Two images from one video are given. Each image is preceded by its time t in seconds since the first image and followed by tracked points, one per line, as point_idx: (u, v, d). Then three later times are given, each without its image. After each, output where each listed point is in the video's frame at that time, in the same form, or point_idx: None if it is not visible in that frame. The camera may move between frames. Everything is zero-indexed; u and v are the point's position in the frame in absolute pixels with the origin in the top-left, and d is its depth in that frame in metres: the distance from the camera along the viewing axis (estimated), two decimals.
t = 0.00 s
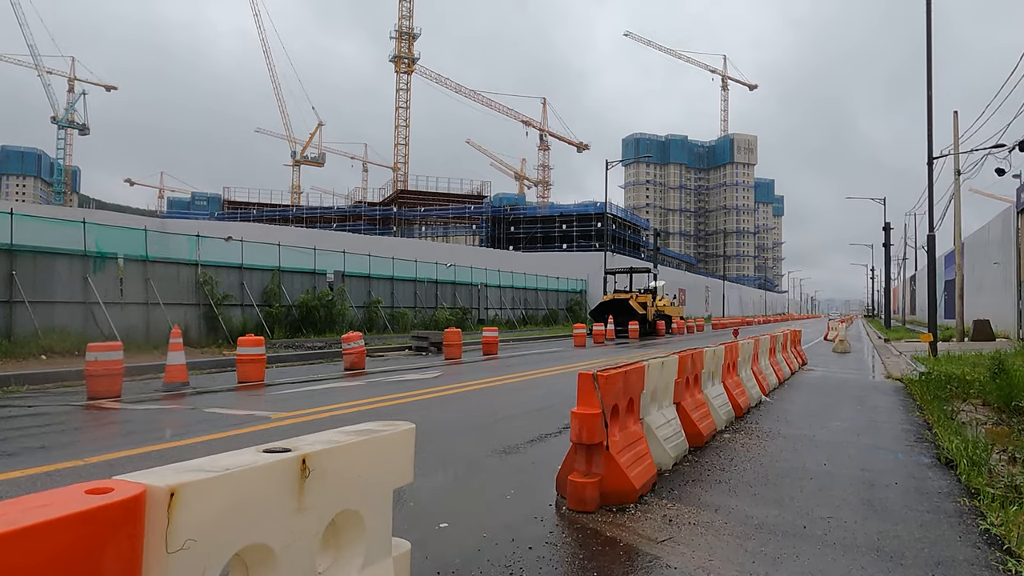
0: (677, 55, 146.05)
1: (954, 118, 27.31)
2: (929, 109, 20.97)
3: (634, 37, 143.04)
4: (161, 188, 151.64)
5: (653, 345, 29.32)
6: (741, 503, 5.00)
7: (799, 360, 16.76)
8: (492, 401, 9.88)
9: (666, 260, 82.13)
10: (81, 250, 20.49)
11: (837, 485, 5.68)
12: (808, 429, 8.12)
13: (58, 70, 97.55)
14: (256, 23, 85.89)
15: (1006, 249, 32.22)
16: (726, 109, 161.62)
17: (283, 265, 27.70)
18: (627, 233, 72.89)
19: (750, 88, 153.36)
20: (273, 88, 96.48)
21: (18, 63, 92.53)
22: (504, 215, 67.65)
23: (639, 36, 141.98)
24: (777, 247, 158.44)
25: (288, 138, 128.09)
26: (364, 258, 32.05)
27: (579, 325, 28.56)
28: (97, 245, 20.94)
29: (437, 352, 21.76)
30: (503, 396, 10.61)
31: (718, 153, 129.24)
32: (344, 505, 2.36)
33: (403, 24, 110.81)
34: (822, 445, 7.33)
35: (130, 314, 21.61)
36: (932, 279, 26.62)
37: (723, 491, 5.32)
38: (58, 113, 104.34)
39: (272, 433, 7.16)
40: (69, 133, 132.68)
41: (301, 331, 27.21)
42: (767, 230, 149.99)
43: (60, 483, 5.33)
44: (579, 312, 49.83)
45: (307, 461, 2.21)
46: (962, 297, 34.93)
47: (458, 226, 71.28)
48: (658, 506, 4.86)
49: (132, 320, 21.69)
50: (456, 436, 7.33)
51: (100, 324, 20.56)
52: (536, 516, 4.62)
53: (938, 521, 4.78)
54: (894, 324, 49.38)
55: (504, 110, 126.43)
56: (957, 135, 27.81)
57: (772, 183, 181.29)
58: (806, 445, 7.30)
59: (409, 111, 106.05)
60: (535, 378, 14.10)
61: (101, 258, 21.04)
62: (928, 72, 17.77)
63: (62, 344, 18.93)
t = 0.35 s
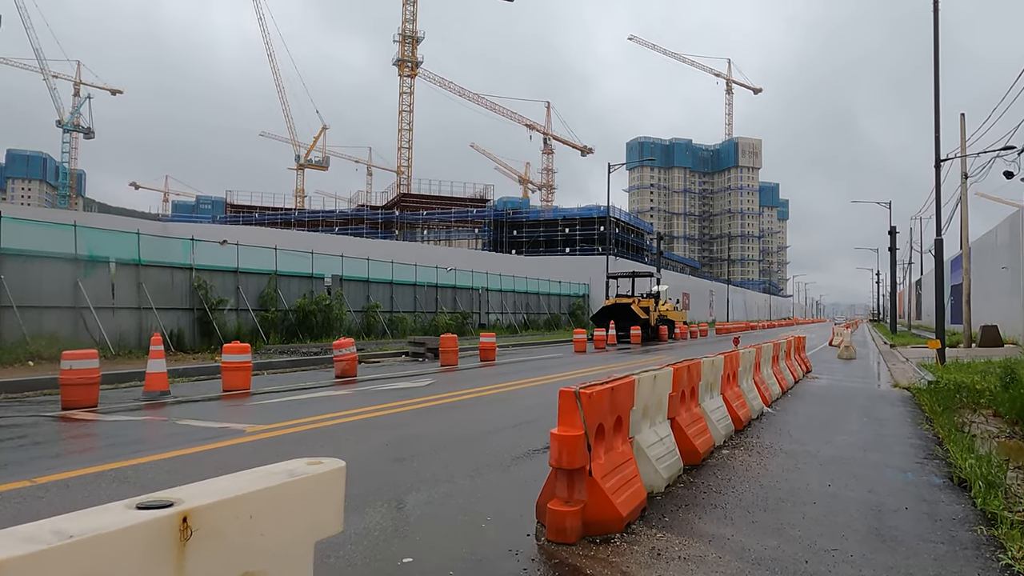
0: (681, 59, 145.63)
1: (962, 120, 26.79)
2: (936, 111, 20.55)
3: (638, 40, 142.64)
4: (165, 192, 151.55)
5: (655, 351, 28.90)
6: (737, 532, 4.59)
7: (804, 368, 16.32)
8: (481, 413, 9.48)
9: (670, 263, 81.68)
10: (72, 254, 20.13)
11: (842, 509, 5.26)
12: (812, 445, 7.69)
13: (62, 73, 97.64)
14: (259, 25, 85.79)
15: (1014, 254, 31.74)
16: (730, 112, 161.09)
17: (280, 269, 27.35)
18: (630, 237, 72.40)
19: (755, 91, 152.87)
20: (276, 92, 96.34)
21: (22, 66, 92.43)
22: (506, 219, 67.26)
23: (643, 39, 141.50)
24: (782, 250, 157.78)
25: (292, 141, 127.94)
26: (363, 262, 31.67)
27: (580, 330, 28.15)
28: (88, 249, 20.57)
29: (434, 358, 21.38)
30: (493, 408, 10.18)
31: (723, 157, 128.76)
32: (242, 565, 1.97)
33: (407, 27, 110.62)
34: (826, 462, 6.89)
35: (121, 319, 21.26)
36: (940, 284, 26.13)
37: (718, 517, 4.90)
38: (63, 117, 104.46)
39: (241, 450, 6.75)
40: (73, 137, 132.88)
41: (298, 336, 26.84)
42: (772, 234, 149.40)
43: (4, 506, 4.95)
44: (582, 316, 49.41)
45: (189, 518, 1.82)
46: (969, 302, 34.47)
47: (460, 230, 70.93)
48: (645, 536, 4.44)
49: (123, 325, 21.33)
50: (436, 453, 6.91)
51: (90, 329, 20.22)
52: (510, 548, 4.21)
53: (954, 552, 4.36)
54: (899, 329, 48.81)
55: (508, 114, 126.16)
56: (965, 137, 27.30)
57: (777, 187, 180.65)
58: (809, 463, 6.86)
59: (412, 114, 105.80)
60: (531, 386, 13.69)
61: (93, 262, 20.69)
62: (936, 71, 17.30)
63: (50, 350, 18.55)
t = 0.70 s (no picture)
0: (681, 66, 145.57)
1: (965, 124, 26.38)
2: (939, 115, 20.17)
3: (638, 48, 142.64)
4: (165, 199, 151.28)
5: (654, 359, 28.44)
6: (732, 558, 4.16)
7: (805, 376, 15.87)
8: (467, 424, 9.08)
9: (670, 271, 81.25)
10: (58, 260, 19.71)
11: (848, 532, 4.82)
12: (814, 459, 7.26)
13: (62, 80, 97.58)
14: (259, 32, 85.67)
15: (1018, 261, 31.29)
16: (730, 120, 160.93)
17: (272, 275, 26.94)
18: (629, 245, 72.00)
19: (755, 100, 152.99)
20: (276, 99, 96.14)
21: (21, 74, 92.18)
22: (505, 226, 66.90)
23: (643, 47, 141.45)
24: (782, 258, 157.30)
25: (292, 149, 127.74)
26: (358, 269, 31.27)
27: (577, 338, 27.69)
28: (74, 255, 20.15)
29: (427, 367, 20.96)
30: (480, 418, 9.75)
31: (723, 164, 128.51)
32: None
33: (407, 35, 110.52)
34: (829, 478, 6.46)
35: (108, 327, 20.83)
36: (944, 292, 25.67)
37: (711, 541, 4.47)
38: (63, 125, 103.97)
39: (204, 464, 6.33)
40: (73, 145, 132.74)
41: (290, 344, 26.41)
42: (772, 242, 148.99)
43: None
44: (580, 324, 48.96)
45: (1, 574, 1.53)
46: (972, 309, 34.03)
47: (459, 237, 70.55)
48: (629, 564, 4.02)
49: (110, 332, 20.92)
50: (414, 467, 6.48)
51: (75, 337, 19.80)
52: None
53: None
54: (901, 337, 48.33)
55: (508, 121, 125.92)
56: (968, 142, 26.87)
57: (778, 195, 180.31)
58: (811, 478, 6.43)
59: (411, 122, 105.58)
60: (523, 395, 13.27)
61: (79, 269, 20.28)
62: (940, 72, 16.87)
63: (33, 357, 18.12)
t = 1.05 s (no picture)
0: (680, 75, 145.65)
1: (965, 130, 26.07)
2: (940, 121, 19.84)
3: (636, 57, 142.89)
4: (166, 208, 151.26)
5: (651, 368, 28.02)
6: None
7: (804, 386, 15.45)
8: (448, 438, 8.67)
9: (669, 279, 80.89)
10: (43, 268, 19.35)
11: (848, 560, 4.43)
12: (813, 476, 6.84)
13: (61, 90, 97.57)
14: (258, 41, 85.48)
15: (1020, 268, 30.92)
16: (730, 129, 160.89)
17: (264, 284, 26.56)
18: (628, 252, 71.61)
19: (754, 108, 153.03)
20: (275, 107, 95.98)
21: (21, 84, 92.01)
22: (503, 234, 66.58)
23: (642, 57, 141.40)
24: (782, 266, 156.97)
25: (291, 158, 127.65)
26: (352, 277, 30.89)
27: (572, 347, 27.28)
28: (59, 263, 19.79)
29: (419, 376, 20.59)
30: (464, 431, 9.36)
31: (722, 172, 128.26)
32: None
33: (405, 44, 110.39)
34: (828, 497, 6.06)
35: (94, 336, 20.43)
36: (947, 300, 25.28)
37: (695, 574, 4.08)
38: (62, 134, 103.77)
39: (162, 483, 5.96)
40: (73, 153, 132.62)
41: (282, 353, 26.00)
42: (772, 250, 148.71)
43: None
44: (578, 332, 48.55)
45: None
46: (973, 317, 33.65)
47: (456, 245, 70.33)
48: None
49: (96, 341, 20.50)
50: (385, 486, 6.08)
51: (60, 346, 19.41)
52: None
53: None
54: (902, 345, 47.85)
55: (507, 130, 125.82)
56: (968, 148, 26.54)
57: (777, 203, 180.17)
58: (809, 498, 6.02)
59: (410, 130, 105.37)
60: (512, 407, 12.86)
61: (65, 277, 19.92)
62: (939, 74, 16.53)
63: (16, 367, 17.71)
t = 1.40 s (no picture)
0: (677, 83, 145.66)
1: (962, 136, 25.75)
2: (936, 126, 19.51)
3: (633, 64, 142.95)
4: (163, 215, 150.58)
5: (645, 377, 27.61)
6: None
7: (797, 396, 15.05)
8: (423, 453, 8.25)
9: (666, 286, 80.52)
10: (21, 275, 18.93)
11: None
12: (803, 495, 6.44)
13: (57, 96, 97.11)
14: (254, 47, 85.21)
15: (1017, 276, 30.58)
16: (727, 136, 160.81)
17: (251, 291, 26.15)
18: (624, 259, 71.24)
19: (751, 115, 152.99)
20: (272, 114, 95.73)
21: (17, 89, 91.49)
22: (498, 241, 66.22)
23: (640, 65, 141.49)
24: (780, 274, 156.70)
25: (288, 164, 127.30)
26: (342, 284, 30.47)
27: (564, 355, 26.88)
28: (39, 269, 19.37)
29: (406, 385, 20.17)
30: (440, 445, 8.94)
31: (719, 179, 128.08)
32: None
33: (402, 52, 110.22)
34: (818, 519, 5.66)
35: (74, 344, 19.99)
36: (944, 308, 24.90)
37: None
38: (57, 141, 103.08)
39: (102, 504, 5.54)
40: (70, 160, 132.42)
41: (269, 361, 25.57)
42: (769, 257, 148.47)
43: None
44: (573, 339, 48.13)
45: None
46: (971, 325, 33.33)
47: (452, 252, 69.93)
48: None
49: (77, 350, 20.06)
50: (344, 507, 5.66)
51: (39, 354, 18.97)
52: None
53: None
54: (899, 352, 47.44)
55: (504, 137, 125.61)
56: (965, 154, 26.23)
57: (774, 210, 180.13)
58: (798, 521, 5.61)
59: (407, 137, 105.06)
60: (497, 418, 12.44)
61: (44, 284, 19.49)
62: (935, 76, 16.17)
63: None
